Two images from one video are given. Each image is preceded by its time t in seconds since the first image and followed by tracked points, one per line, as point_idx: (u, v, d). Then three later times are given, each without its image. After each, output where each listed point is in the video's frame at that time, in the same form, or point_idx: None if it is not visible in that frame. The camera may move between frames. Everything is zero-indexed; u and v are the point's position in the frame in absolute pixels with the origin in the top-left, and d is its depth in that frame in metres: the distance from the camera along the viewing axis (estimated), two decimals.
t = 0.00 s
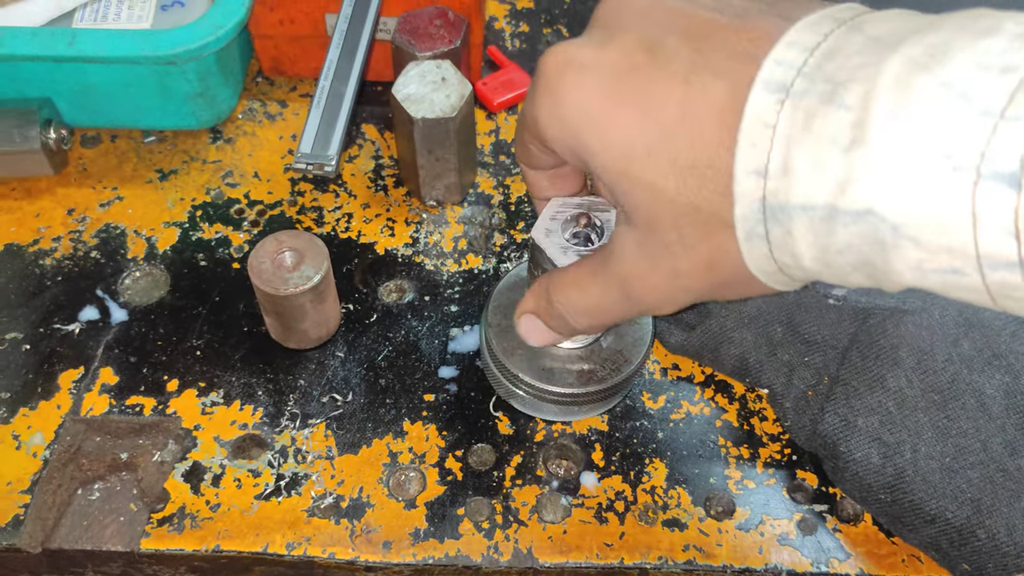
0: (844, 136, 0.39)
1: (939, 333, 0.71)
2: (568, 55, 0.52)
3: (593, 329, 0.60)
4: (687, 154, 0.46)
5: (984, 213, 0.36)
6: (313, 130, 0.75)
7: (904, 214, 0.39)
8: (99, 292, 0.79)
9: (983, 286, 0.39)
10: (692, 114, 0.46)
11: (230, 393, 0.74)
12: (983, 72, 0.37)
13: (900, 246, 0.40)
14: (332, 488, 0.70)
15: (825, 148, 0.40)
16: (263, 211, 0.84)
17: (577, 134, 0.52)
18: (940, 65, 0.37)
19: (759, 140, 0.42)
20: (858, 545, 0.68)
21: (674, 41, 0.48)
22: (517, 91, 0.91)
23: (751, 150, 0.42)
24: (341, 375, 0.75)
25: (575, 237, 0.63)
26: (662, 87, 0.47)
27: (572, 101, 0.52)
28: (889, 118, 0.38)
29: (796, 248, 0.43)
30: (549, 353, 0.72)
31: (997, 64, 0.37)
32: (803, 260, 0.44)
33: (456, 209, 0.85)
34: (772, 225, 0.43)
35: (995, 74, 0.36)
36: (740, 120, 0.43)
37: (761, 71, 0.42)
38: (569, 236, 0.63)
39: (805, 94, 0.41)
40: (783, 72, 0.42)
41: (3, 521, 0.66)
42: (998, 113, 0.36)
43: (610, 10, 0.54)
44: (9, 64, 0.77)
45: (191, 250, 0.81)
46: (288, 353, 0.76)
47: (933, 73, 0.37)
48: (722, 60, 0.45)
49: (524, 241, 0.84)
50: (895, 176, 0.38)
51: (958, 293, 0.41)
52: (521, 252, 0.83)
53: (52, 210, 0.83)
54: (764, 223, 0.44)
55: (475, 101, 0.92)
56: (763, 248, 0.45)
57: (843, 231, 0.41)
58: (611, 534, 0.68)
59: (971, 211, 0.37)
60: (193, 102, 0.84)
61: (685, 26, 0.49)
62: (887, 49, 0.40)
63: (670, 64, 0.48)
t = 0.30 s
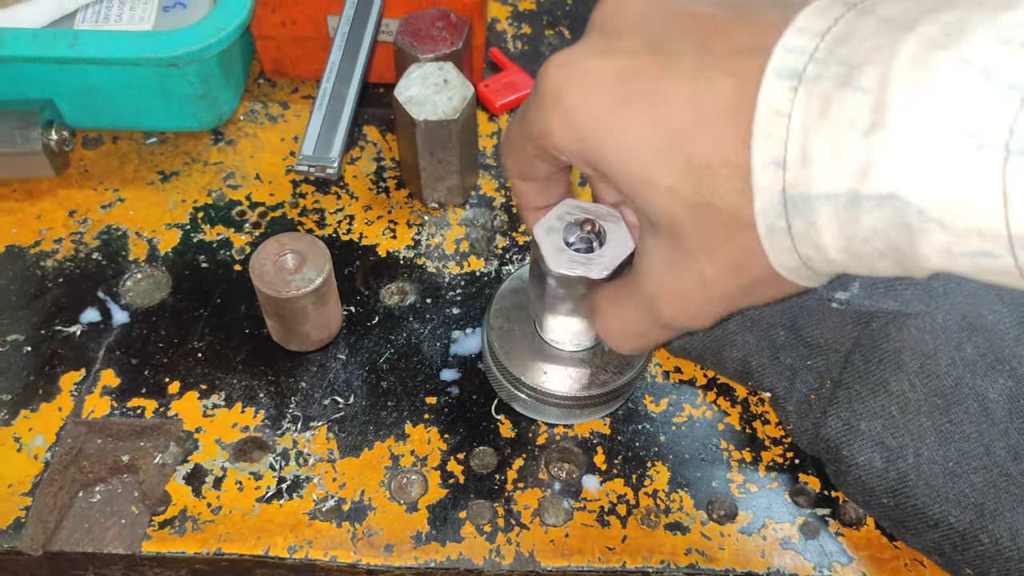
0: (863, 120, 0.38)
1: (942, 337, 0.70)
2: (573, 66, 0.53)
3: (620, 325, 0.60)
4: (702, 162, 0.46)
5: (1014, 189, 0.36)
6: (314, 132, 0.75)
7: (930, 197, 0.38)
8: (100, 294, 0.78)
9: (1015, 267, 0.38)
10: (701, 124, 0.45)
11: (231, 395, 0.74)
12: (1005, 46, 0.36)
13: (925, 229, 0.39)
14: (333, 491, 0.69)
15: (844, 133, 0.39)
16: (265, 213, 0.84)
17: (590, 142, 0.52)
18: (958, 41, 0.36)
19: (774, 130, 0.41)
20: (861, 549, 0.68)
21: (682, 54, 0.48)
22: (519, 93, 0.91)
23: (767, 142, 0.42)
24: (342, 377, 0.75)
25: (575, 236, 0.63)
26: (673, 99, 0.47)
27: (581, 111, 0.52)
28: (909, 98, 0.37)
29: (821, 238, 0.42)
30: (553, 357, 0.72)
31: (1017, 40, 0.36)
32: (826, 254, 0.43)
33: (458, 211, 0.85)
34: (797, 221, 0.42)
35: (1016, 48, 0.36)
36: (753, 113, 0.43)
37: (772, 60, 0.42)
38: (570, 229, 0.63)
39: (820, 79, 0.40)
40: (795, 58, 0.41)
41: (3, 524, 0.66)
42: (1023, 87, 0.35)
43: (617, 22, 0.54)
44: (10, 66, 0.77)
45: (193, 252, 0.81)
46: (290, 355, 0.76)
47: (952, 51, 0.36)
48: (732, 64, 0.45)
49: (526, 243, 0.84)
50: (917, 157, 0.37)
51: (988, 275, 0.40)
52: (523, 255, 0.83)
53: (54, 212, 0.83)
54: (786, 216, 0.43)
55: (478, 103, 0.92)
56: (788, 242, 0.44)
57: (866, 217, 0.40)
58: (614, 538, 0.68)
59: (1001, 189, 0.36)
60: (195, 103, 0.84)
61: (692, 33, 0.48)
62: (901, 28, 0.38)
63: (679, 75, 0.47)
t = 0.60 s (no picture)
0: (870, 111, 0.38)
1: (946, 337, 0.71)
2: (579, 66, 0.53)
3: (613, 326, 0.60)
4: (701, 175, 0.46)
5: None
6: (318, 133, 0.75)
7: (940, 186, 0.37)
8: (104, 293, 0.79)
9: None
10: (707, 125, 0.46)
11: (234, 394, 0.74)
12: (1011, 34, 0.36)
13: (936, 218, 0.38)
14: (336, 491, 0.69)
15: (850, 124, 0.39)
16: (268, 212, 0.84)
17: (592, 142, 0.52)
18: (965, 30, 0.36)
19: (781, 125, 0.41)
20: (863, 550, 0.68)
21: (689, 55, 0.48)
22: (523, 94, 0.91)
23: (775, 137, 0.42)
24: (346, 377, 0.75)
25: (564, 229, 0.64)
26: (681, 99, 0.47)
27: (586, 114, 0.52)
28: (917, 89, 0.37)
29: (831, 232, 0.42)
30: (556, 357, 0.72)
31: None
32: (832, 246, 0.43)
33: (461, 211, 0.85)
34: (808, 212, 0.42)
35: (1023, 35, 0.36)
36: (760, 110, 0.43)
37: (777, 55, 0.42)
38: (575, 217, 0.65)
39: (824, 74, 0.40)
40: (800, 53, 0.41)
41: (7, 522, 0.66)
42: None
43: (620, 20, 0.53)
44: (14, 65, 0.77)
45: (196, 251, 0.81)
46: (293, 355, 0.76)
47: (960, 40, 0.36)
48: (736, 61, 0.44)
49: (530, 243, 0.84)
50: (925, 145, 0.37)
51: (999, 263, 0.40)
52: (526, 255, 0.83)
53: (57, 211, 0.83)
54: (795, 210, 0.42)
55: (481, 103, 0.92)
56: (796, 238, 0.44)
57: (877, 208, 0.39)
58: (616, 538, 0.68)
59: (1012, 173, 0.36)
60: (199, 103, 0.84)
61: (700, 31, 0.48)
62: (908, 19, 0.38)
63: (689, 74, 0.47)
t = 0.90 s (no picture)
0: (866, 101, 0.38)
1: (946, 337, 0.71)
2: (580, 69, 0.54)
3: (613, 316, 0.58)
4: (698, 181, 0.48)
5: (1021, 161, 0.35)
6: (319, 131, 0.75)
7: (935, 173, 0.37)
8: (105, 291, 0.79)
9: None
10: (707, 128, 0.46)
11: (235, 393, 0.74)
12: (1006, 20, 0.35)
13: (932, 207, 0.38)
14: (336, 489, 0.70)
15: (849, 115, 0.38)
16: (269, 211, 0.84)
17: (594, 144, 0.53)
18: (959, 18, 0.36)
19: (778, 117, 0.41)
20: (863, 549, 0.68)
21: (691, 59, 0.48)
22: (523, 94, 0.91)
23: (772, 128, 0.42)
24: (346, 376, 0.75)
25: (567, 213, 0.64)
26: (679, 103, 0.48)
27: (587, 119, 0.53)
28: (912, 78, 0.37)
29: (829, 224, 0.42)
30: (555, 355, 0.72)
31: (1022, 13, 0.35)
32: (828, 238, 0.43)
33: (462, 210, 0.85)
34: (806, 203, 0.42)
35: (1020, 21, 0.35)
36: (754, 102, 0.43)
37: (775, 46, 0.42)
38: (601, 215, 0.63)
39: (822, 64, 0.40)
40: (797, 44, 0.41)
41: (7, 520, 0.67)
42: None
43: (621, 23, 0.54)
44: (15, 63, 0.77)
45: (198, 250, 0.81)
46: (293, 354, 0.76)
47: (953, 28, 0.36)
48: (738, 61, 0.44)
49: (530, 243, 0.84)
50: (920, 134, 0.37)
51: (998, 253, 0.39)
52: (527, 254, 0.83)
53: (59, 210, 0.83)
54: (793, 202, 0.42)
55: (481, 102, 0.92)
56: (795, 230, 0.44)
57: (873, 197, 0.39)
58: (616, 537, 0.68)
59: (1008, 161, 0.35)
60: (200, 101, 0.84)
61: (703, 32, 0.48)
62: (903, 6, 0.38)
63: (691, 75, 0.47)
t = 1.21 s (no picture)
0: (864, 93, 0.37)
1: (949, 337, 0.70)
2: (582, 60, 0.55)
3: (620, 342, 0.60)
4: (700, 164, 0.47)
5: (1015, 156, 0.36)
6: (320, 132, 0.75)
7: (932, 167, 0.37)
8: (107, 291, 0.79)
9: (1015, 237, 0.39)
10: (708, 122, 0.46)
11: (237, 393, 0.74)
12: (1004, 16, 0.36)
13: (927, 200, 0.38)
14: (338, 489, 0.70)
15: (847, 106, 0.38)
16: (271, 211, 0.84)
17: (597, 134, 0.53)
18: (958, 13, 0.36)
19: (777, 108, 0.41)
20: (865, 549, 0.68)
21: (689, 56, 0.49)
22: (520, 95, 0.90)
23: (770, 119, 0.41)
24: (348, 375, 0.75)
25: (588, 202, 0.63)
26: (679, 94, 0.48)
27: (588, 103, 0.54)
28: (911, 69, 0.36)
29: (824, 216, 0.41)
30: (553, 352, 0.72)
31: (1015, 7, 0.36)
32: (827, 230, 0.42)
33: (464, 210, 0.85)
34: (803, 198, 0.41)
35: (1016, 17, 0.36)
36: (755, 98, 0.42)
37: (775, 39, 0.41)
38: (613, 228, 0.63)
39: (822, 56, 0.39)
40: (798, 36, 0.40)
41: (10, 519, 0.67)
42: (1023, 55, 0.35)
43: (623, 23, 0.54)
44: (18, 63, 0.77)
45: (199, 250, 0.81)
46: (295, 354, 0.76)
47: (952, 21, 0.36)
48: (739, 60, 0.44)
49: (532, 243, 0.84)
50: (919, 126, 0.36)
51: (988, 246, 0.40)
52: (528, 254, 0.83)
53: (61, 209, 0.83)
54: (789, 192, 0.42)
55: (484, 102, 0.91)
56: (790, 221, 0.43)
57: (868, 189, 0.39)
58: (618, 537, 0.68)
59: (1002, 155, 0.36)
60: (202, 101, 0.84)
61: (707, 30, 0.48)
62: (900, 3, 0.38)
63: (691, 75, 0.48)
